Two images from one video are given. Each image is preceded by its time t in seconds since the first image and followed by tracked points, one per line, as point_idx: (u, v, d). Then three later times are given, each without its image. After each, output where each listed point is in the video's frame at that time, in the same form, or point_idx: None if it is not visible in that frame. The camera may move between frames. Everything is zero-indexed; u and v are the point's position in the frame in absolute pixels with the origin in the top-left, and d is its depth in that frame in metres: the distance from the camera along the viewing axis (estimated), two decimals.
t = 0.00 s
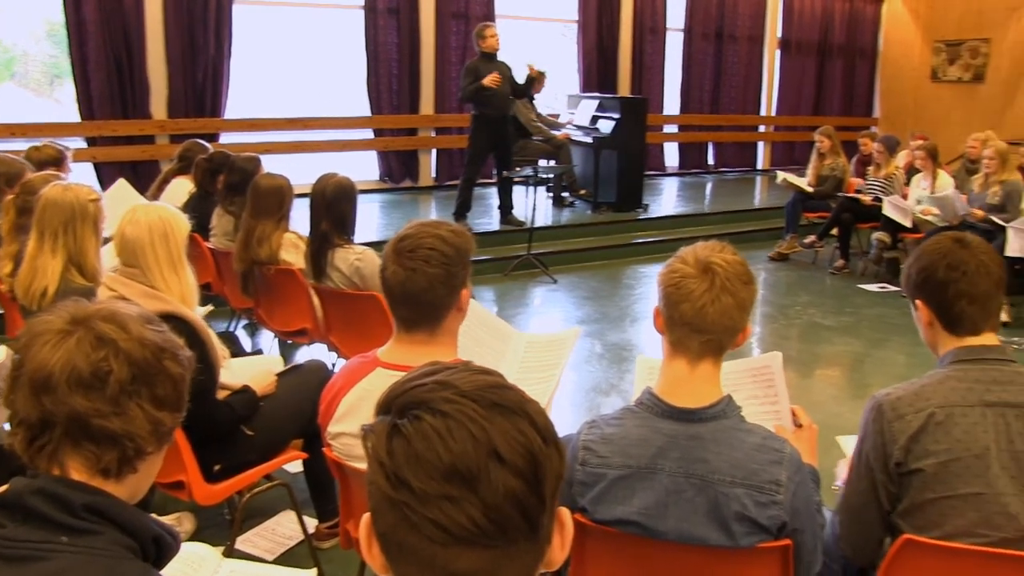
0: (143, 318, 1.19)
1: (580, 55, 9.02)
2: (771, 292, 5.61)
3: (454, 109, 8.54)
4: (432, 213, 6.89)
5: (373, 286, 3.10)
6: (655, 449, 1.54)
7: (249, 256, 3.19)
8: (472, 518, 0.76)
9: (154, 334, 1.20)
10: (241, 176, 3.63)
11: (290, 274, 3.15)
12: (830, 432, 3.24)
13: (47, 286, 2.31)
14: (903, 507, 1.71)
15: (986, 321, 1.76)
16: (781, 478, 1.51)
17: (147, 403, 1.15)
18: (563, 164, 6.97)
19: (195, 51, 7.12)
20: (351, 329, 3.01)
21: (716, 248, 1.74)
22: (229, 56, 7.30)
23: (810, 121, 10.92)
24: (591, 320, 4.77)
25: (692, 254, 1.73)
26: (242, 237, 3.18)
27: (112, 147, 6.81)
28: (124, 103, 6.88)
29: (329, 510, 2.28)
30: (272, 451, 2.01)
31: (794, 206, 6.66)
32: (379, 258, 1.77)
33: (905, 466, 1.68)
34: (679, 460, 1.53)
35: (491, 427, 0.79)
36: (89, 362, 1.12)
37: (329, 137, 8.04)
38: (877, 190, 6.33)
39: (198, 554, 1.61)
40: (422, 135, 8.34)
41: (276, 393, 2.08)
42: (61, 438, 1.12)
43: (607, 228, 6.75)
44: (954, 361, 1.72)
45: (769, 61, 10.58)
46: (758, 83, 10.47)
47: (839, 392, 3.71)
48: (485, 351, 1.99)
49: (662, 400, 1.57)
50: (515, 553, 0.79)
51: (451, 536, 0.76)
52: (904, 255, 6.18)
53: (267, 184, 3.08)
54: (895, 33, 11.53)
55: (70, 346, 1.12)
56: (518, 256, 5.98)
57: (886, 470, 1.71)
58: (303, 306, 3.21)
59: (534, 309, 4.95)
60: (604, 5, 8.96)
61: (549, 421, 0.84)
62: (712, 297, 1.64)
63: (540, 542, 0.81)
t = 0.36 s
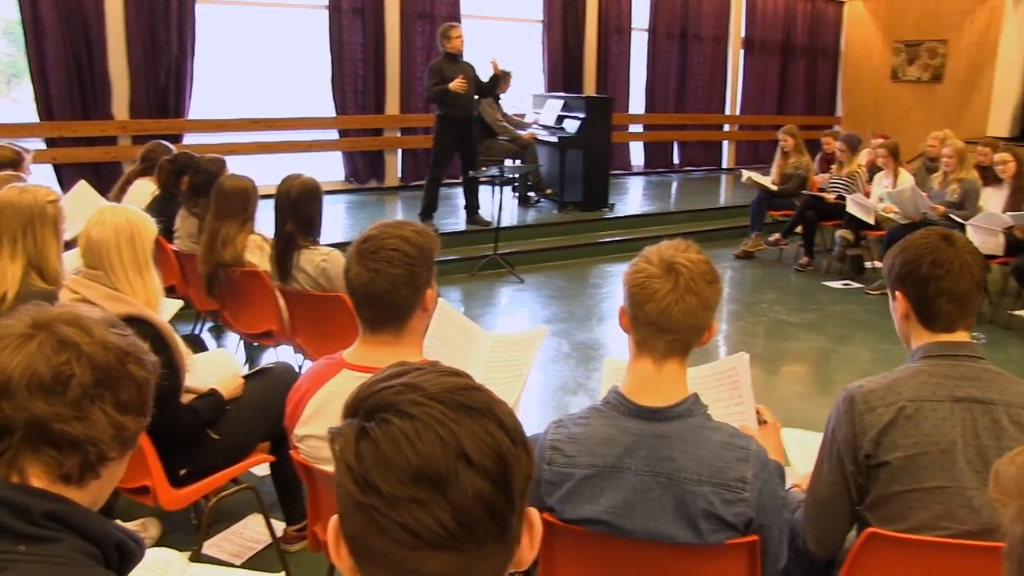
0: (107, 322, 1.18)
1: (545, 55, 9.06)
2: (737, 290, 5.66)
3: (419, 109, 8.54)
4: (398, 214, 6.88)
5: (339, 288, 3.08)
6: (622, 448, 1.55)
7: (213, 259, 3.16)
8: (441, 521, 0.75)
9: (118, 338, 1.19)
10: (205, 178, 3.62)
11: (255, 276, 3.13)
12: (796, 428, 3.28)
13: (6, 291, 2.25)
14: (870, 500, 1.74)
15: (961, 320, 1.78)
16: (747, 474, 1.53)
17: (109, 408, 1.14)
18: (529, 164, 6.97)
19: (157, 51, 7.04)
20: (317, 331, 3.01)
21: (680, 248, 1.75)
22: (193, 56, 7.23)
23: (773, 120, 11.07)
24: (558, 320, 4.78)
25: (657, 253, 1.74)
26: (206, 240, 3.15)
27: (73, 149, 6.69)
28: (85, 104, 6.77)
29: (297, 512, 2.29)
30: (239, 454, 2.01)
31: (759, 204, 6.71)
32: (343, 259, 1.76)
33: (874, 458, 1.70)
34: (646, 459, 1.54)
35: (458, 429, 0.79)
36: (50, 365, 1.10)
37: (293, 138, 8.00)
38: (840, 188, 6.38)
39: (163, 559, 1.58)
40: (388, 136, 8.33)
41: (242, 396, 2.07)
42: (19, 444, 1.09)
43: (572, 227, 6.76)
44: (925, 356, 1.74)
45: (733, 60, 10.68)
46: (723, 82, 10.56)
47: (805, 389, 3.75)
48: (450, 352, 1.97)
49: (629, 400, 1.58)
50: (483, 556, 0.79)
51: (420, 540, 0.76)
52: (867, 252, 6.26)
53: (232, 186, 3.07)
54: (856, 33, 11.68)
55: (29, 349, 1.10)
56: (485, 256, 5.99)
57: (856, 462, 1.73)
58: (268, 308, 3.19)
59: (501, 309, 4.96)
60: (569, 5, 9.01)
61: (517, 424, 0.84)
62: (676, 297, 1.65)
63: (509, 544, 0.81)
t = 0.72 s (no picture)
0: (70, 325, 1.17)
1: (510, 55, 9.09)
2: (702, 288, 5.71)
3: (385, 109, 8.52)
4: (364, 214, 6.87)
5: (305, 289, 3.06)
6: (590, 445, 1.56)
7: (177, 260, 3.13)
8: (406, 521, 0.75)
9: (81, 341, 1.17)
10: (168, 180, 3.59)
11: (218, 277, 3.11)
12: (762, 424, 3.32)
13: None
14: (838, 492, 1.76)
15: (933, 319, 1.81)
16: (712, 471, 1.54)
17: (71, 412, 1.12)
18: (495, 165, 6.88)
19: (117, 51, 6.95)
20: (280, 332, 3.00)
21: (637, 243, 1.76)
22: (155, 56, 7.14)
23: (737, 120, 11.20)
24: (524, 319, 4.79)
25: (614, 250, 1.74)
26: (169, 241, 3.12)
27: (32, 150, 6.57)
28: (43, 105, 6.65)
29: (264, 516, 2.28)
30: (205, 458, 2.00)
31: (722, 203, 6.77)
32: (309, 259, 1.75)
33: (842, 451, 1.73)
34: (612, 455, 1.55)
35: (421, 429, 0.78)
36: (9, 369, 1.08)
37: (258, 139, 7.94)
38: (804, 186, 6.45)
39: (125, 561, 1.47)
40: (353, 136, 8.31)
41: (207, 399, 2.05)
42: None
43: (536, 227, 6.76)
44: (895, 351, 1.76)
45: (697, 59, 10.78)
46: (687, 81, 10.65)
47: (770, 385, 3.80)
48: (415, 352, 1.98)
49: (597, 397, 1.58)
50: (448, 556, 0.78)
51: (385, 541, 0.75)
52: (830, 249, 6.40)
53: (194, 186, 3.06)
54: (818, 34, 11.78)
55: None
56: (451, 256, 5.99)
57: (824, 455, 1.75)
58: (232, 310, 3.17)
59: (467, 309, 4.96)
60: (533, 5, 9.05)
61: (481, 424, 0.84)
62: (635, 293, 1.66)
63: (474, 544, 0.81)
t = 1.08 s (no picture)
0: (27, 331, 1.15)
1: (471, 54, 9.09)
2: (664, 286, 5.75)
3: (346, 110, 8.49)
4: (325, 215, 6.83)
5: (266, 291, 3.05)
6: (556, 444, 1.56)
7: (135, 263, 3.09)
8: (368, 523, 0.75)
9: (38, 347, 1.15)
10: (126, 182, 3.54)
11: (179, 280, 3.07)
12: (726, 422, 3.35)
13: None
14: (802, 486, 1.79)
15: (895, 313, 1.83)
16: (677, 468, 1.55)
17: (28, 420, 1.11)
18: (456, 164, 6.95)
19: (73, 50, 6.83)
20: (242, 335, 2.97)
21: (596, 241, 1.77)
22: (111, 55, 7.04)
23: (698, 118, 11.32)
24: (488, 319, 4.79)
25: (573, 249, 1.76)
26: (127, 244, 3.08)
27: None
28: None
29: (228, 521, 2.26)
30: (167, 462, 1.98)
31: (685, 202, 6.82)
32: (271, 259, 1.74)
33: (808, 445, 1.75)
34: (577, 453, 1.55)
35: (383, 431, 0.78)
36: None
37: (217, 140, 7.86)
38: (764, 184, 6.48)
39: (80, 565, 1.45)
40: (314, 137, 8.26)
41: (168, 404, 2.02)
42: None
43: (497, 227, 6.77)
44: (860, 346, 1.79)
45: (658, 58, 10.86)
46: (648, 82, 10.74)
47: (732, 382, 3.84)
48: (379, 354, 1.98)
49: (562, 396, 1.59)
50: (411, 557, 0.78)
51: (347, 543, 0.75)
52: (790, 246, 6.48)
53: (153, 188, 3.04)
54: (776, 33, 11.91)
55: None
56: (414, 256, 5.98)
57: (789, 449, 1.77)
58: (193, 313, 3.13)
59: (431, 309, 4.96)
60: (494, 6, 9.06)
61: (443, 425, 0.84)
62: (595, 290, 1.67)
63: (438, 545, 0.81)
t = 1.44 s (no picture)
0: None
1: (440, 54, 9.08)
2: (634, 285, 5.78)
3: (314, 110, 8.45)
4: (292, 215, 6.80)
5: (235, 291, 3.05)
6: (528, 443, 1.56)
7: (101, 265, 3.05)
8: (336, 525, 0.75)
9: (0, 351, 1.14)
10: (90, 183, 3.50)
11: (145, 282, 3.04)
12: (695, 419, 3.38)
13: None
14: (772, 481, 1.80)
15: (861, 309, 1.85)
16: (648, 467, 1.56)
17: None
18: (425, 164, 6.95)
19: (34, 50, 6.73)
20: (210, 336, 2.95)
21: (579, 243, 1.78)
22: (74, 55, 6.96)
23: (666, 118, 11.40)
24: (458, 319, 4.79)
25: (556, 249, 1.77)
26: (92, 246, 3.04)
27: None
28: None
29: (197, 525, 2.25)
30: (135, 466, 1.97)
31: (652, 202, 6.84)
32: (239, 260, 1.73)
33: (777, 441, 1.76)
34: (549, 453, 1.55)
35: (351, 432, 0.78)
36: None
37: (183, 141, 7.79)
38: (731, 183, 6.55)
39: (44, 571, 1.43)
40: (282, 137, 8.20)
41: (135, 407, 2.01)
42: None
43: (466, 228, 6.77)
44: (827, 343, 1.80)
45: (626, 57, 10.91)
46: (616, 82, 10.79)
47: (701, 380, 3.87)
48: (349, 357, 1.97)
49: (534, 396, 1.59)
50: (380, 559, 0.78)
51: (316, 546, 0.75)
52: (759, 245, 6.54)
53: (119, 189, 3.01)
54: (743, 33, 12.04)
55: None
56: (383, 257, 5.96)
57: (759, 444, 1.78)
58: (160, 315, 3.10)
59: (400, 309, 4.95)
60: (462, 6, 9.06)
61: (412, 426, 0.84)
62: (575, 291, 1.68)
63: (408, 546, 0.81)
